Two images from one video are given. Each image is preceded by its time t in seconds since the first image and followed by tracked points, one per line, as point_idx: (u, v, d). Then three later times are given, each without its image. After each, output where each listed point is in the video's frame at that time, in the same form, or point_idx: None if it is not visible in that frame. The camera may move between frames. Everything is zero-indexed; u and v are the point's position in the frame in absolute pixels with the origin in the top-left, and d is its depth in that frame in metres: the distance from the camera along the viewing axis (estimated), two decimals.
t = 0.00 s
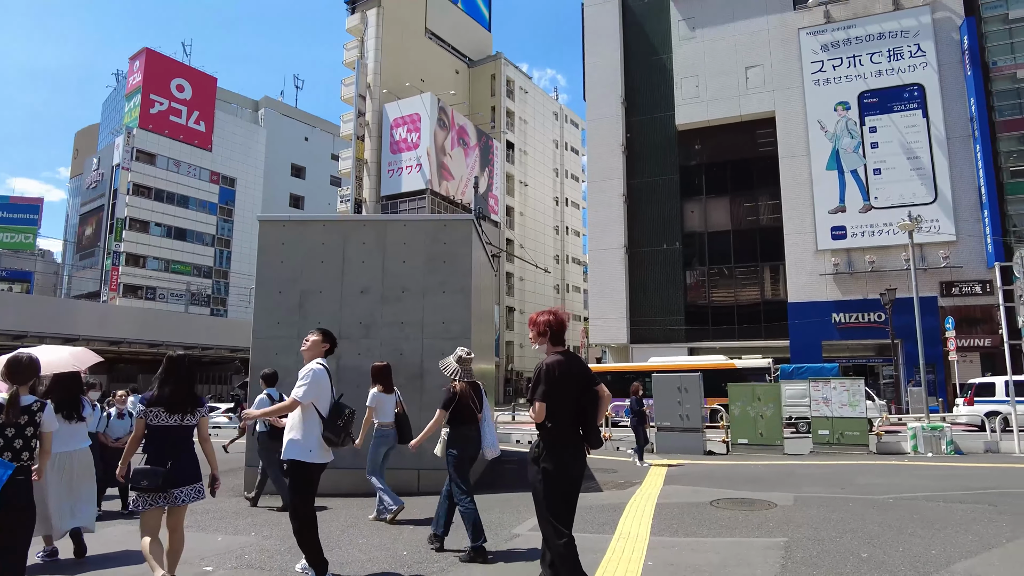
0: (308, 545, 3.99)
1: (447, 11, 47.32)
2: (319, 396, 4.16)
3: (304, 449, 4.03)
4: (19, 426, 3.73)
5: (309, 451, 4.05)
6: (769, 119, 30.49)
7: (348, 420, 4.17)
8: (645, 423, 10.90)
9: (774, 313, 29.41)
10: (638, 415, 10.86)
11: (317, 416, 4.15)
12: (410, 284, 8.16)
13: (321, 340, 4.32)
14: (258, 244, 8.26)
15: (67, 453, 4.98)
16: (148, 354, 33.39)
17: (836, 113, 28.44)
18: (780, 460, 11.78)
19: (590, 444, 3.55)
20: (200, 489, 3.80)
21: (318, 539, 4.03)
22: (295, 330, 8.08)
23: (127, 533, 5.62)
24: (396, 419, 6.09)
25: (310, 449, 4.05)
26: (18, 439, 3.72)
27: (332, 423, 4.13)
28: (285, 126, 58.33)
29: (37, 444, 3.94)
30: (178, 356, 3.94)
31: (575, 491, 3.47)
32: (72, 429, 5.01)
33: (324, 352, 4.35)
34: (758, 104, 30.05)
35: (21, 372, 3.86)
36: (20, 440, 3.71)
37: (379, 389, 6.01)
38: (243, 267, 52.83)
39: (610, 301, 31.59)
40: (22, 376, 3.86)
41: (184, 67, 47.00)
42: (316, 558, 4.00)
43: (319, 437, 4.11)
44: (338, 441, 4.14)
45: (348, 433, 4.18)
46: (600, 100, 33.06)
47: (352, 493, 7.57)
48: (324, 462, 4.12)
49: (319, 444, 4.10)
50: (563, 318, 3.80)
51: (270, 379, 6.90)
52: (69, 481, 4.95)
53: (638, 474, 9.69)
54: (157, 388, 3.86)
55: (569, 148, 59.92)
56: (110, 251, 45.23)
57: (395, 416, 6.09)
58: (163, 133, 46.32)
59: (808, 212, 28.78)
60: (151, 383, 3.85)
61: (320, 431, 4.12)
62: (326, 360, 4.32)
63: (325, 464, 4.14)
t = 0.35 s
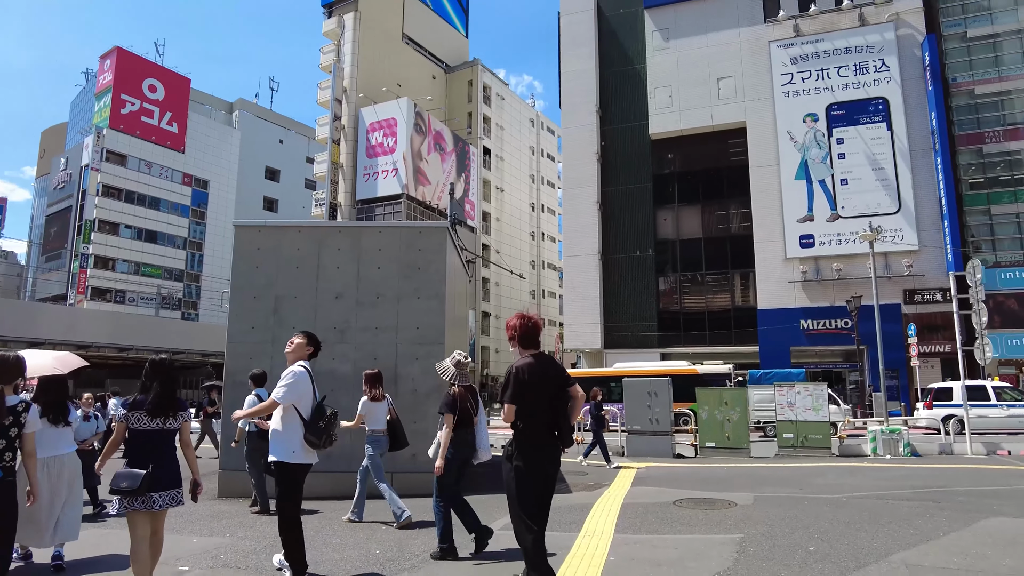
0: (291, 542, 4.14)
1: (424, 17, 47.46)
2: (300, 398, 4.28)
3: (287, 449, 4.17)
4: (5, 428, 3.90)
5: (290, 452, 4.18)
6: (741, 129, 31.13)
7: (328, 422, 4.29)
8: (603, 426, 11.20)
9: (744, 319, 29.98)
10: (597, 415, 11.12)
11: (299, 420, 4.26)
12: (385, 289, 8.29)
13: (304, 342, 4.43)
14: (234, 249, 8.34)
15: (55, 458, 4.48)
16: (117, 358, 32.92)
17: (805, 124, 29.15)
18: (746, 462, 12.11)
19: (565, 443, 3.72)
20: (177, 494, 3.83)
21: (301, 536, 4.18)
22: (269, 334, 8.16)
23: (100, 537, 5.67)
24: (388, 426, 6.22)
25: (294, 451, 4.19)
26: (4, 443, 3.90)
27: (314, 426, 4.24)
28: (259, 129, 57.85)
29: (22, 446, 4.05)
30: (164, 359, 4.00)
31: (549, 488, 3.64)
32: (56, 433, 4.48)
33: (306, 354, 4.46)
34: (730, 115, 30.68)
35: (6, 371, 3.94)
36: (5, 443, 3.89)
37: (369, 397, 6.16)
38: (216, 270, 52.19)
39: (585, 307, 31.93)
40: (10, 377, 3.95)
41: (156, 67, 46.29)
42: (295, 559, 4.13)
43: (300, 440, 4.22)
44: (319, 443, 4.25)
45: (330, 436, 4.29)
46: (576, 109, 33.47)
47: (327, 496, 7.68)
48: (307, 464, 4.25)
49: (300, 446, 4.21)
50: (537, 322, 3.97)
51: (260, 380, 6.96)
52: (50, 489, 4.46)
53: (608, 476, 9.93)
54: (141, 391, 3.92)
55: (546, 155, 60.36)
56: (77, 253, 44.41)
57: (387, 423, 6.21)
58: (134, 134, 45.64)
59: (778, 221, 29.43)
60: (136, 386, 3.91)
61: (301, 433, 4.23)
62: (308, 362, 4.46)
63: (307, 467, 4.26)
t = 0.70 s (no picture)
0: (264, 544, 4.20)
1: (398, 19, 47.48)
2: (285, 401, 4.41)
3: (270, 451, 4.34)
4: None
5: (271, 453, 4.35)
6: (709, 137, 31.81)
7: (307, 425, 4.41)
8: (560, 427, 11.48)
9: (711, 323, 30.64)
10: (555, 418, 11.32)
11: (283, 423, 4.39)
12: (356, 293, 8.45)
13: (281, 344, 4.61)
14: (206, 252, 8.44)
15: (41, 453, 4.58)
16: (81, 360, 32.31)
17: (771, 133, 29.89)
18: (709, 462, 12.51)
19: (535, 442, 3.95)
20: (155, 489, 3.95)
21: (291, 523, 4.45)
22: (241, 337, 8.27)
23: (72, 536, 5.75)
24: (381, 420, 6.38)
25: (276, 454, 4.34)
26: None
27: (295, 428, 4.40)
28: (229, 128, 57.19)
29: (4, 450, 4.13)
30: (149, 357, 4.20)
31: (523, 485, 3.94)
32: (43, 428, 4.60)
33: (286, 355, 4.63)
34: (699, 123, 31.34)
35: None
36: None
37: (361, 392, 6.35)
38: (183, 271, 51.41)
39: (556, 311, 32.28)
40: None
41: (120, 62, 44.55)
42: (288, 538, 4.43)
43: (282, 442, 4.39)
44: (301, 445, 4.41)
45: (312, 438, 4.44)
46: (549, 114, 33.85)
47: (297, 496, 7.81)
48: (289, 464, 4.43)
49: (280, 447, 4.38)
50: (508, 323, 4.16)
51: (247, 382, 7.06)
52: (35, 485, 4.52)
53: (575, 475, 10.21)
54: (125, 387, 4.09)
55: (519, 159, 60.72)
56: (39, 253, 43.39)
57: (380, 418, 6.37)
58: (100, 131, 44.70)
59: (744, 227, 30.13)
60: (123, 383, 4.10)
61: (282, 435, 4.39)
62: (287, 364, 4.62)
63: (290, 466, 4.44)
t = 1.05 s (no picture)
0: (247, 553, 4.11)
1: (377, 24, 47.53)
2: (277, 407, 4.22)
3: (255, 459, 4.12)
4: None
5: (258, 463, 4.12)
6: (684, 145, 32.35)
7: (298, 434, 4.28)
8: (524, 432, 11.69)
9: (684, 329, 31.15)
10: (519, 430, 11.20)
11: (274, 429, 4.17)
12: (333, 300, 8.58)
13: (268, 355, 4.45)
14: (184, 260, 8.51)
15: (28, 458, 4.59)
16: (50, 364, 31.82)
17: (744, 143, 30.50)
18: (679, 465, 12.82)
19: (509, 447, 4.16)
20: (143, 499, 4.08)
21: (285, 533, 4.27)
22: (218, 343, 8.37)
23: (49, 541, 5.82)
24: (374, 428, 6.60)
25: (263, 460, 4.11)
26: None
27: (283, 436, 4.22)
28: (205, 129, 56.64)
29: None
30: (139, 364, 4.31)
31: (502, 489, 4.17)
32: (28, 435, 4.62)
33: (272, 367, 4.48)
34: (674, 132, 31.88)
35: None
36: None
37: (356, 401, 6.46)
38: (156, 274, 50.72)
39: (532, 316, 32.54)
40: None
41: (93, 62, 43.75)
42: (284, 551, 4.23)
43: (267, 453, 4.14)
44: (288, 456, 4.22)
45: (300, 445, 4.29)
46: (527, 121, 34.16)
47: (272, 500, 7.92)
48: (278, 473, 4.19)
49: (268, 457, 4.14)
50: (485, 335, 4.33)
51: (241, 389, 6.88)
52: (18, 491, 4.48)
53: (547, 479, 10.43)
54: (116, 395, 4.21)
55: (498, 164, 60.99)
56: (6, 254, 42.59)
57: (373, 426, 6.59)
58: (72, 131, 43.99)
59: (718, 235, 30.70)
60: (114, 389, 4.20)
61: (267, 446, 4.14)
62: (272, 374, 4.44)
63: (279, 475, 4.20)
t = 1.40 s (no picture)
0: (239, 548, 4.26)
1: (363, 28, 47.65)
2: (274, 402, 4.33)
3: (253, 452, 4.27)
4: None
5: (256, 457, 4.27)
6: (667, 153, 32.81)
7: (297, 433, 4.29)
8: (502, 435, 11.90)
9: (666, 334, 31.54)
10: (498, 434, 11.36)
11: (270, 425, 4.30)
12: (317, 304, 8.74)
13: (269, 353, 4.59)
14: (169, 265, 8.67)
15: (25, 464, 4.59)
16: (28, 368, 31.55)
17: (725, 151, 30.99)
18: (656, 467, 13.11)
19: (491, 448, 4.26)
20: (153, 496, 4.00)
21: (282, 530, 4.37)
22: (203, 347, 8.51)
23: (37, 541, 5.93)
24: (378, 430, 6.75)
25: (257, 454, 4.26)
26: None
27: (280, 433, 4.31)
28: (189, 131, 56.32)
29: None
30: (141, 366, 4.23)
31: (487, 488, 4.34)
32: (26, 440, 4.66)
33: (273, 364, 4.61)
34: (656, 139, 32.33)
35: None
36: None
37: (364, 403, 6.63)
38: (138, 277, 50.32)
39: (516, 321, 32.79)
40: None
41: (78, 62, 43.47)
42: (277, 553, 4.29)
43: (265, 450, 4.28)
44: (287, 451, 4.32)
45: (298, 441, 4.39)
46: (511, 127, 34.46)
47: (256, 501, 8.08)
48: (276, 466, 4.33)
49: (266, 450, 4.29)
50: (468, 339, 4.53)
51: (244, 387, 6.91)
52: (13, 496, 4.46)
53: (527, 480, 10.63)
54: (119, 397, 4.12)
55: (483, 169, 61.26)
56: None
57: (378, 429, 6.73)
58: (53, 131, 43.58)
59: (699, 241, 31.16)
60: (116, 393, 4.11)
61: (265, 443, 4.29)
62: (273, 371, 4.58)
63: (278, 469, 4.35)
